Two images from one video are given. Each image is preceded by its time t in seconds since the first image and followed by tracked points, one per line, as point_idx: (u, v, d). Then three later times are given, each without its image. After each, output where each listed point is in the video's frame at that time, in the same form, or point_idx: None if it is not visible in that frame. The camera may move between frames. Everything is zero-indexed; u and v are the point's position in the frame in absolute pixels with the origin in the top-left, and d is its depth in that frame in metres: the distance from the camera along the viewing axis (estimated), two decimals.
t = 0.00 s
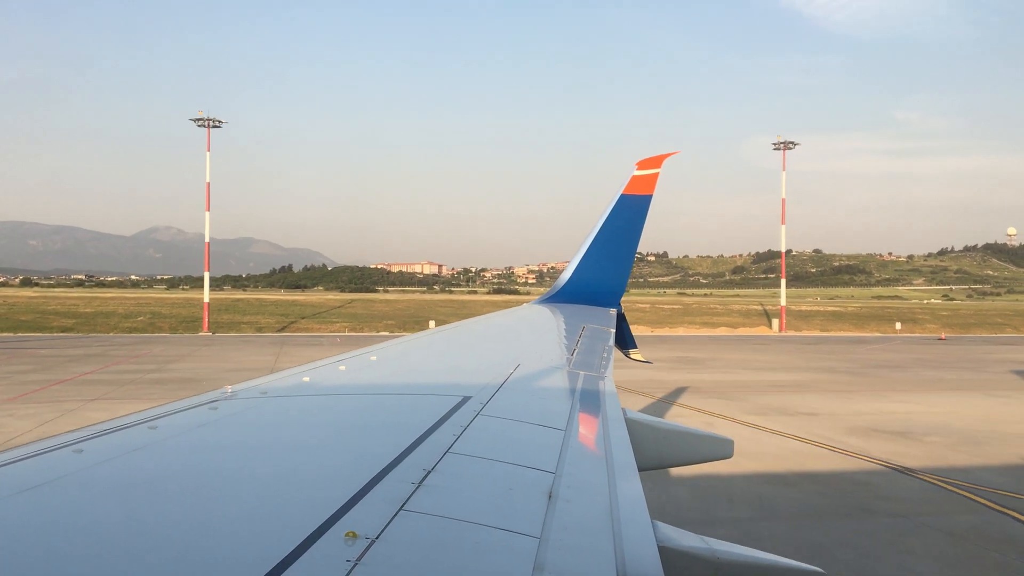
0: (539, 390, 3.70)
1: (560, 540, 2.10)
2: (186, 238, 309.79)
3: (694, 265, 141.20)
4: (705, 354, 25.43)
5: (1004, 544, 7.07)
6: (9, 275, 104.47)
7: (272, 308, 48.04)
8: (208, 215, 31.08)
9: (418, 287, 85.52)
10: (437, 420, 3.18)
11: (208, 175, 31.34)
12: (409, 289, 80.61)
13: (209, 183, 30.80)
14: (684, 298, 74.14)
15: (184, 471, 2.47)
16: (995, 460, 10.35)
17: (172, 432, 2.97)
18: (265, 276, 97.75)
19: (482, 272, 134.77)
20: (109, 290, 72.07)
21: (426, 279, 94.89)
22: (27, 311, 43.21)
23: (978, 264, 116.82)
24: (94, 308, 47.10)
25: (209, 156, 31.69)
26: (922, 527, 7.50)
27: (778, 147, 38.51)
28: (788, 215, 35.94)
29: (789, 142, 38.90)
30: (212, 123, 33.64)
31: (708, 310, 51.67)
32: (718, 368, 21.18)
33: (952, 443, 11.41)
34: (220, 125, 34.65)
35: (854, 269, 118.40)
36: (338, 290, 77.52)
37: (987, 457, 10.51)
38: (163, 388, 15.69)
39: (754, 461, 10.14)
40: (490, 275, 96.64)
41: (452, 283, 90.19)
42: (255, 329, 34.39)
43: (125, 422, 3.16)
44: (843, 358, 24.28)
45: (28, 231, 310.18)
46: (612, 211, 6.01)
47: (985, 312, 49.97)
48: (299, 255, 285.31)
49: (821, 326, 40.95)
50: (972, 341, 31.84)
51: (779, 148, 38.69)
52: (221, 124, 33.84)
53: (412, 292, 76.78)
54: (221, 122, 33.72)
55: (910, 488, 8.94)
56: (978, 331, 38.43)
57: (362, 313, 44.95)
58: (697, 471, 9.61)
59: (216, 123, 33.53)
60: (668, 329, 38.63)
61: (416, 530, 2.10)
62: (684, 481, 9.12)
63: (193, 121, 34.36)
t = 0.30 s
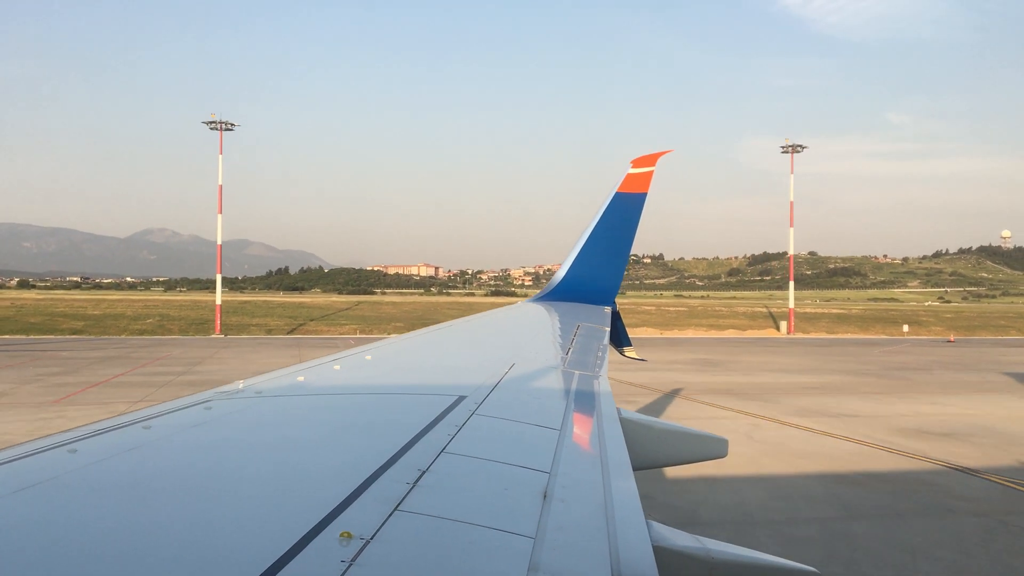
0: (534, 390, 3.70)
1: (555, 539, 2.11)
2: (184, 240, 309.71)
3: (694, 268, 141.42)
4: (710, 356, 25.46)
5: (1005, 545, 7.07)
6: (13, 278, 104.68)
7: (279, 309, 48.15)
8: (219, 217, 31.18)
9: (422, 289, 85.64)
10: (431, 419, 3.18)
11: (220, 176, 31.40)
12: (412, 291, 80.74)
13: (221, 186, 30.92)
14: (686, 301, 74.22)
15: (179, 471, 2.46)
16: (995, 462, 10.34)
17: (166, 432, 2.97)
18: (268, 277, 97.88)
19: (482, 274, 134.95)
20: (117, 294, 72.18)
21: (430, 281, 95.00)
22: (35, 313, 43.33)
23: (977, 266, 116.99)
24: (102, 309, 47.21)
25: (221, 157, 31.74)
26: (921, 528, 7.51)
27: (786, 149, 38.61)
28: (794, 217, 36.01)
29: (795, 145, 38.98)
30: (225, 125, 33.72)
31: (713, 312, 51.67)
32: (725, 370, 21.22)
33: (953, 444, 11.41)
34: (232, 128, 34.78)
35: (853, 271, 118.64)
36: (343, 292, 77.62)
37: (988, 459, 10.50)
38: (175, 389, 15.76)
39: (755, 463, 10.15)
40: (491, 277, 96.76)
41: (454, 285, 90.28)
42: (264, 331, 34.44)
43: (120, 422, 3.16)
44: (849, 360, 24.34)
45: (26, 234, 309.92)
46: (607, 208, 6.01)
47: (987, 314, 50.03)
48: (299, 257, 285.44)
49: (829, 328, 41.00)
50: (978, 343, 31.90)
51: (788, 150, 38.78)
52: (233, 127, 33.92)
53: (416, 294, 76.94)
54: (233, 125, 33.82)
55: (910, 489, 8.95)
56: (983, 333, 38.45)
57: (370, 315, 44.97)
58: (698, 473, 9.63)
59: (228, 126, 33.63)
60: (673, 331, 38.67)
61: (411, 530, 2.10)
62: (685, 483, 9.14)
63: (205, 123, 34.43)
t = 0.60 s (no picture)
0: (534, 389, 3.69)
1: (555, 538, 2.10)
2: (188, 237, 309.76)
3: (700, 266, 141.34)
4: (722, 353, 25.46)
5: (1009, 544, 7.06)
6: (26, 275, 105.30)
7: (290, 306, 48.29)
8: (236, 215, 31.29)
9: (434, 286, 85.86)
10: (432, 419, 3.18)
11: (238, 173, 31.46)
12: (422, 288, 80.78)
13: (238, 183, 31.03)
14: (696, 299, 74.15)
15: (178, 469, 2.46)
16: (1002, 461, 10.30)
17: (166, 431, 2.96)
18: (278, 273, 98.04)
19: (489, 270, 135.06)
20: (130, 290, 72.36)
21: (441, 278, 95.20)
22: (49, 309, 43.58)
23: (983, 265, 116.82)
24: (115, 306, 47.46)
25: (239, 155, 31.83)
26: (926, 526, 7.51)
27: (800, 147, 38.60)
28: (807, 215, 35.96)
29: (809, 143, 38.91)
30: (242, 123, 33.82)
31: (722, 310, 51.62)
32: (739, 367, 21.24)
33: (959, 442, 11.37)
34: (248, 126, 34.93)
35: (860, 268, 118.62)
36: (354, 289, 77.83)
37: (995, 457, 10.46)
38: (195, 384, 15.89)
39: (761, 461, 10.16)
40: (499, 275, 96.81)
41: (463, 282, 90.31)
42: (280, 328, 34.52)
43: (120, 420, 3.16)
44: (860, 357, 24.28)
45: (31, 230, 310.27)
46: (608, 211, 6.00)
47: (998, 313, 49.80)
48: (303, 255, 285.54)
49: (840, 326, 40.93)
50: (989, 341, 31.82)
51: (802, 148, 38.76)
52: (250, 124, 34.01)
53: (425, 291, 77.05)
54: (250, 122, 33.92)
55: (916, 488, 8.94)
56: (994, 332, 38.33)
57: (382, 312, 45.01)
58: (704, 472, 9.65)
59: (245, 123, 33.73)
60: (684, 329, 38.64)
61: (409, 529, 2.09)
62: (690, 481, 9.17)
63: (222, 121, 34.52)
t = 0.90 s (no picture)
0: (536, 383, 3.70)
1: (556, 532, 2.11)
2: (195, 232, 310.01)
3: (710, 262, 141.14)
4: (739, 349, 25.44)
5: (1015, 542, 7.06)
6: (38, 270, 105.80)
7: (306, 302, 48.54)
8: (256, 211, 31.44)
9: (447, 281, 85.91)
10: (434, 412, 3.19)
11: (257, 170, 31.52)
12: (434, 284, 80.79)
13: (259, 178, 31.20)
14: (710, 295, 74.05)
15: (181, 462, 2.46)
16: (1009, 458, 10.26)
17: (168, 423, 2.96)
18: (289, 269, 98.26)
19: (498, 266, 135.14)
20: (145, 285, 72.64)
21: (452, 274, 95.30)
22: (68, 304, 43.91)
23: (992, 262, 116.44)
24: (133, 301, 47.77)
25: (258, 152, 31.86)
26: (931, 523, 7.52)
27: (818, 143, 38.36)
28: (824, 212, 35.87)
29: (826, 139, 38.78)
30: (260, 119, 33.88)
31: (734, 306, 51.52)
32: (757, 363, 21.24)
33: (968, 439, 11.33)
34: (269, 122, 35.04)
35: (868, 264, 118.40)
36: (367, 285, 77.97)
37: (1002, 455, 10.42)
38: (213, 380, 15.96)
39: (769, 456, 10.20)
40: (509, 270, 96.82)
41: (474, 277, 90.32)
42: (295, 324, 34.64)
43: (122, 413, 3.16)
44: (874, 353, 24.21)
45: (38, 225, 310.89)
46: (611, 200, 5.99)
47: (1010, 309, 49.77)
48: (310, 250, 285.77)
49: (853, 322, 40.81)
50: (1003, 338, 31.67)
51: (819, 145, 38.59)
52: (270, 121, 34.05)
53: (439, 287, 77.15)
54: (270, 118, 34.01)
55: (925, 484, 8.93)
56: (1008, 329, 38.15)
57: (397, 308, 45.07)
58: (712, 467, 9.69)
59: (265, 119, 33.83)
60: (699, 325, 38.62)
61: (411, 522, 2.09)
62: (698, 477, 9.20)
63: (242, 117, 34.58)
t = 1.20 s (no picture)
0: (536, 384, 3.70)
1: (556, 533, 2.10)
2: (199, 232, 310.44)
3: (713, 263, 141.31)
4: (752, 350, 25.43)
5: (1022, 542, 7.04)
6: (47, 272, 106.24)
7: (319, 302, 48.67)
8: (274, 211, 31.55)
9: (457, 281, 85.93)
10: (435, 412, 3.19)
11: (274, 170, 31.54)
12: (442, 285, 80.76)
13: (276, 179, 31.31)
14: (724, 296, 73.98)
15: (181, 464, 2.46)
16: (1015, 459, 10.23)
17: (168, 423, 2.96)
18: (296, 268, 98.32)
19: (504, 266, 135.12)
20: (155, 285, 72.71)
21: (462, 274, 95.37)
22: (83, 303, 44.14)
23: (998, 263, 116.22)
24: (147, 300, 47.98)
25: (275, 151, 31.86)
26: (938, 523, 7.51)
27: (831, 144, 37.93)
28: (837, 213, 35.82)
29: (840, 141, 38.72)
30: (277, 120, 33.89)
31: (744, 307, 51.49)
32: (771, 364, 21.24)
33: (974, 440, 11.28)
34: (286, 122, 34.99)
35: (874, 264, 118.32)
36: (377, 285, 78.03)
37: (1008, 455, 10.38)
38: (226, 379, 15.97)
39: (775, 457, 10.20)
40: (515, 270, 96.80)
41: (481, 277, 90.31)
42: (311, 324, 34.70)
43: (122, 413, 3.15)
44: (885, 354, 24.13)
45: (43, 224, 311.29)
46: (612, 202, 5.98)
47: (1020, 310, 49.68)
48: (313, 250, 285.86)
49: (863, 323, 40.73)
50: (1013, 339, 31.53)
51: (833, 146, 38.28)
52: (288, 121, 34.04)
53: (447, 287, 77.10)
54: (287, 119, 34.06)
55: (932, 484, 8.92)
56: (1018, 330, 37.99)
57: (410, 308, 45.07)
58: (718, 467, 9.69)
59: (283, 120, 33.92)
60: (711, 326, 38.60)
61: (412, 524, 2.08)
62: (705, 477, 9.20)
63: (259, 118, 34.58)
